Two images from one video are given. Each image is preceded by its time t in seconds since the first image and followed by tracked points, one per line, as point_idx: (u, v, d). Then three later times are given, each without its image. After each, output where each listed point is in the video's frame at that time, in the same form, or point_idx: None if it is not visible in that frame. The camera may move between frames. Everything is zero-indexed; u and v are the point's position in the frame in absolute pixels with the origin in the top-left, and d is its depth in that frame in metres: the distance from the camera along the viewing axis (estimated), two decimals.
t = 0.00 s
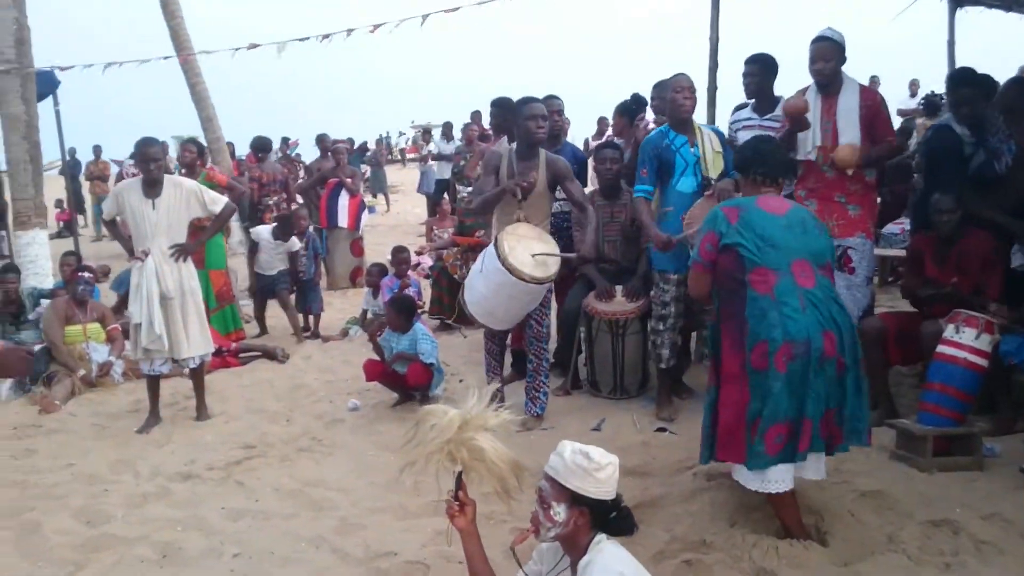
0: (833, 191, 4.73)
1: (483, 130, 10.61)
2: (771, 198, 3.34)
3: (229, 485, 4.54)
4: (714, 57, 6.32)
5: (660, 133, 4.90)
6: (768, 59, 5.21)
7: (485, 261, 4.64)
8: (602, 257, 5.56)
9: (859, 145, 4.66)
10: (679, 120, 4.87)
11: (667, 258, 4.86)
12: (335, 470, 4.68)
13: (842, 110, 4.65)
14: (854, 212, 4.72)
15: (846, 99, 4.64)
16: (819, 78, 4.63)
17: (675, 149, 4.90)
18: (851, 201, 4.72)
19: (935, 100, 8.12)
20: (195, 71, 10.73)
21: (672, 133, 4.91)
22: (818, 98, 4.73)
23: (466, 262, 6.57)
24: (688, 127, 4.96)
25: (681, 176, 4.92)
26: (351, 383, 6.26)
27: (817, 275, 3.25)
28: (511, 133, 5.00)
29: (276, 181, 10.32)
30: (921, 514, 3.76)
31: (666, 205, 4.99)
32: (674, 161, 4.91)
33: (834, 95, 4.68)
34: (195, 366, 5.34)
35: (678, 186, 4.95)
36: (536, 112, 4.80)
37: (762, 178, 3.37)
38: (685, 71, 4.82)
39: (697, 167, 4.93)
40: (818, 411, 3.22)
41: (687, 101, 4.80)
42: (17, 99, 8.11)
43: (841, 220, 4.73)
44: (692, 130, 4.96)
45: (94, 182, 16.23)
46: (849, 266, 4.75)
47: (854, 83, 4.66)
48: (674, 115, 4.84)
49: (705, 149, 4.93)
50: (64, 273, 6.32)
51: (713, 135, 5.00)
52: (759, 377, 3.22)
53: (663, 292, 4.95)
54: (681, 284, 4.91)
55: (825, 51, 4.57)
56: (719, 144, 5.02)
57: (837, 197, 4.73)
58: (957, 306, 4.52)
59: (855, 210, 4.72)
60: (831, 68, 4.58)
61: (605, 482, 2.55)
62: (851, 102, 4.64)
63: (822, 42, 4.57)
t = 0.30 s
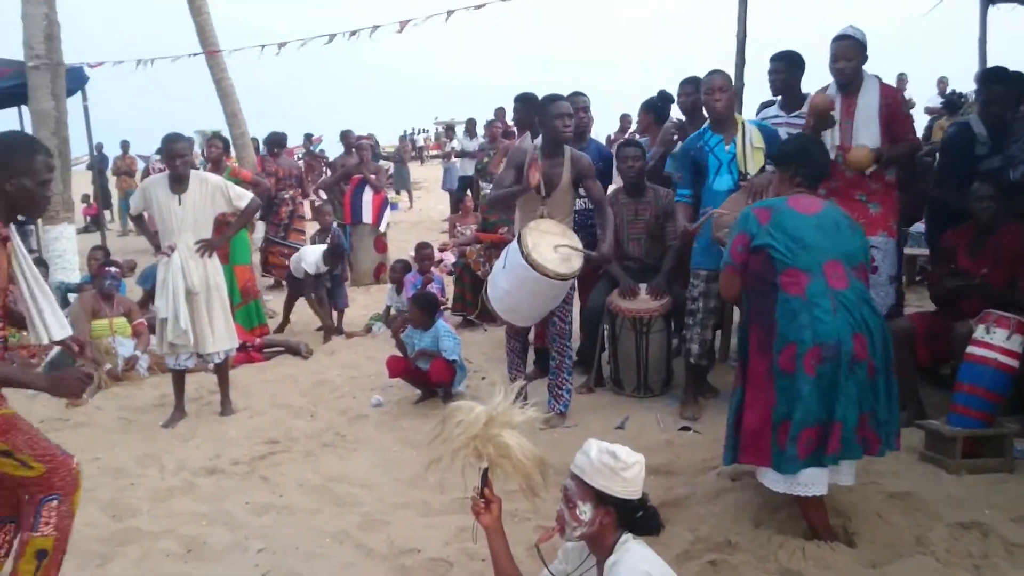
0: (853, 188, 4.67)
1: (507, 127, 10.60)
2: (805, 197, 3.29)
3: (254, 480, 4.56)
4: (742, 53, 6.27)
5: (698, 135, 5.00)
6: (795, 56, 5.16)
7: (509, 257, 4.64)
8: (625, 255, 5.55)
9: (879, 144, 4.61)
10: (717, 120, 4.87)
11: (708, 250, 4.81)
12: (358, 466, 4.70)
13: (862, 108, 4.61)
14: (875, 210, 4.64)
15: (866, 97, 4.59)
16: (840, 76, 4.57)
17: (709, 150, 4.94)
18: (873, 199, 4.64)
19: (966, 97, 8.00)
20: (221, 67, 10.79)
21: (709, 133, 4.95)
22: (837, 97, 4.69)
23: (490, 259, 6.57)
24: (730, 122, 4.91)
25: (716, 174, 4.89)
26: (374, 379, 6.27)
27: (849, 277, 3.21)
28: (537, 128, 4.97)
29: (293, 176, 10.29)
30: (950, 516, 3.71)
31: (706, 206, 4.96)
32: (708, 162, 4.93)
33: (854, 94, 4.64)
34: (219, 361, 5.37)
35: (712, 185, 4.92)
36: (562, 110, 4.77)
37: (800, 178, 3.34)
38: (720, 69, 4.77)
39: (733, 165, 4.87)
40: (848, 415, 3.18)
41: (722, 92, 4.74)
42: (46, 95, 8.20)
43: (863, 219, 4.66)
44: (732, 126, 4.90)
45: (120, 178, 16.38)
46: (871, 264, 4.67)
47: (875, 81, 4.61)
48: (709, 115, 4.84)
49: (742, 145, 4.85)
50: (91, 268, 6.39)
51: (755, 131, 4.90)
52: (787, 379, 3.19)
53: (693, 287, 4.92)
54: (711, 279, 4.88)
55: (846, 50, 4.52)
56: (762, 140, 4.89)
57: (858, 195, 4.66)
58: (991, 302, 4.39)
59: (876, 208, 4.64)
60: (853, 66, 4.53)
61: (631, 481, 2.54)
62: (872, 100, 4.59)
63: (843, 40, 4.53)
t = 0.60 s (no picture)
0: (883, 193, 4.57)
1: (533, 129, 10.59)
2: (831, 199, 3.26)
3: (277, 480, 4.59)
4: (769, 55, 6.22)
5: (725, 136, 4.98)
6: (822, 57, 5.11)
7: (531, 257, 4.63)
8: (649, 257, 5.53)
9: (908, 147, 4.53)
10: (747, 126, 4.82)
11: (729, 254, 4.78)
12: (380, 467, 4.71)
13: (892, 111, 4.53)
14: (904, 214, 4.56)
15: (895, 100, 4.52)
16: (870, 79, 4.51)
17: (736, 151, 4.91)
18: (902, 203, 4.57)
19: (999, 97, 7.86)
20: (249, 70, 10.89)
21: (737, 135, 4.92)
22: (867, 100, 4.63)
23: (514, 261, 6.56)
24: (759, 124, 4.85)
25: (742, 175, 4.86)
26: (397, 380, 6.29)
27: (874, 281, 3.17)
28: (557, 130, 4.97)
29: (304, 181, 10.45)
30: (979, 524, 3.64)
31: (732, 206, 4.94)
32: (734, 163, 4.90)
33: (883, 96, 4.57)
34: (244, 362, 5.41)
35: (740, 186, 4.89)
36: (584, 110, 4.77)
37: (829, 179, 3.30)
38: (750, 74, 4.67)
39: (759, 166, 4.83)
40: (872, 421, 3.13)
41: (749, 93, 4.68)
42: (77, 99, 8.32)
43: (892, 223, 4.57)
44: (760, 127, 4.84)
45: (150, 180, 16.59)
46: (901, 268, 4.62)
47: (905, 83, 4.53)
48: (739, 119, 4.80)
49: (770, 146, 4.80)
50: (119, 269, 6.47)
51: (784, 131, 4.82)
52: (811, 383, 3.15)
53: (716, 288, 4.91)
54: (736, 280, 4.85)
55: (876, 52, 4.45)
56: (790, 140, 4.81)
57: (887, 199, 4.57)
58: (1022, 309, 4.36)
59: (905, 211, 4.57)
60: (883, 69, 4.46)
61: (653, 487, 2.52)
62: (901, 102, 4.50)
63: (873, 42, 4.45)
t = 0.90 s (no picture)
0: (920, 190, 4.56)
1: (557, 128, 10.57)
2: (848, 199, 3.23)
3: (301, 479, 4.63)
4: (794, 52, 6.16)
5: (736, 134, 4.98)
6: (851, 55, 5.03)
7: (555, 255, 4.62)
8: (673, 258, 5.52)
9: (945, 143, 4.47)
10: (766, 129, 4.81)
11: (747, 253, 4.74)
12: (403, 467, 4.73)
13: (929, 108, 4.47)
14: (942, 212, 4.52)
15: (934, 96, 4.45)
16: (907, 75, 4.45)
17: (748, 147, 4.90)
18: (940, 201, 4.52)
19: None
20: (274, 72, 10.98)
21: (748, 134, 4.93)
22: (905, 96, 4.58)
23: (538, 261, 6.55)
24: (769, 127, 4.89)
25: (755, 172, 4.83)
26: (420, 380, 6.32)
27: (894, 279, 3.14)
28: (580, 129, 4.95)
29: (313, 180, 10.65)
30: (1008, 527, 3.58)
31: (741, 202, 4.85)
32: (747, 158, 4.89)
33: (921, 93, 4.51)
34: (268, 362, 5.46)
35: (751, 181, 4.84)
36: (606, 109, 4.75)
37: (847, 177, 3.27)
38: (760, 79, 4.75)
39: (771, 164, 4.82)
40: (895, 421, 3.08)
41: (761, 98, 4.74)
42: (105, 100, 8.44)
43: (929, 221, 4.55)
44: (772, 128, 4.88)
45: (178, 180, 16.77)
46: (936, 268, 4.57)
47: (943, 79, 4.46)
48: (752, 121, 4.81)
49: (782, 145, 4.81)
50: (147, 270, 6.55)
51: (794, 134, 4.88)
52: (832, 384, 3.12)
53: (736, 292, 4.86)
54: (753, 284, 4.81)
55: (913, 48, 4.39)
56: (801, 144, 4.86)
57: (925, 197, 4.55)
58: None
59: (943, 210, 4.52)
60: (920, 65, 4.40)
61: (674, 489, 2.49)
62: (939, 98, 4.44)
63: (910, 37, 4.39)
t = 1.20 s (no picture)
0: (945, 185, 4.52)
1: (573, 126, 10.56)
2: (862, 196, 3.22)
3: (318, 477, 4.67)
4: (811, 47, 6.12)
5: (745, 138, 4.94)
6: (874, 49, 4.99)
7: (568, 254, 4.63)
8: (689, 255, 5.50)
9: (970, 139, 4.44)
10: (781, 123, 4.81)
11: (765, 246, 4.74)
12: (420, 465, 4.76)
13: (953, 104, 4.45)
14: (966, 208, 4.48)
15: (957, 91, 4.43)
16: (930, 72, 4.43)
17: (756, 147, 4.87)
18: (964, 197, 4.48)
19: None
20: (291, 71, 11.04)
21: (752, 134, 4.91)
22: (928, 92, 4.55)
23: (553, 259, 6.56)
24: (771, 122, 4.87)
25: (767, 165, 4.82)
26: (437, 378, 6.34)
27: (911, 275, 3.13)
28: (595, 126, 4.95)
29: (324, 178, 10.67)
30: None
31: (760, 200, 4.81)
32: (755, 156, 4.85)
33: (945, 89, 4.49)
34: (286, 361, 5.51)
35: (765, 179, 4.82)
36: (621, 106, 4.75)
37: (859, 177, 3.24)
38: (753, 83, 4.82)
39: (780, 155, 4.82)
40: (915, 419, 3.07)
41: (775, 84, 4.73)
42: (123, 102, 8.53)
43: (953, 216, 4.51)
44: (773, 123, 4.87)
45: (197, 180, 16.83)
46: (959, 264, 4.52)
47: (967, 74, 4.42)
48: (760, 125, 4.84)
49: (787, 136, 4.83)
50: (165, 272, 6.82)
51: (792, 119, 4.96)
52: (852, 384, 3.11)
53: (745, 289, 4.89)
54: (755, 277, 4.85)
55: (936, 44, 4.36)
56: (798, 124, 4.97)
57: (950, 192, 4.52)
58: None
59: (967, 205, 4.48)
60: (942, 61, 4.37)
61: (689, 487, 2.51)
62: (963, 94, 4.41)
63: (932, 33, 4.36)
